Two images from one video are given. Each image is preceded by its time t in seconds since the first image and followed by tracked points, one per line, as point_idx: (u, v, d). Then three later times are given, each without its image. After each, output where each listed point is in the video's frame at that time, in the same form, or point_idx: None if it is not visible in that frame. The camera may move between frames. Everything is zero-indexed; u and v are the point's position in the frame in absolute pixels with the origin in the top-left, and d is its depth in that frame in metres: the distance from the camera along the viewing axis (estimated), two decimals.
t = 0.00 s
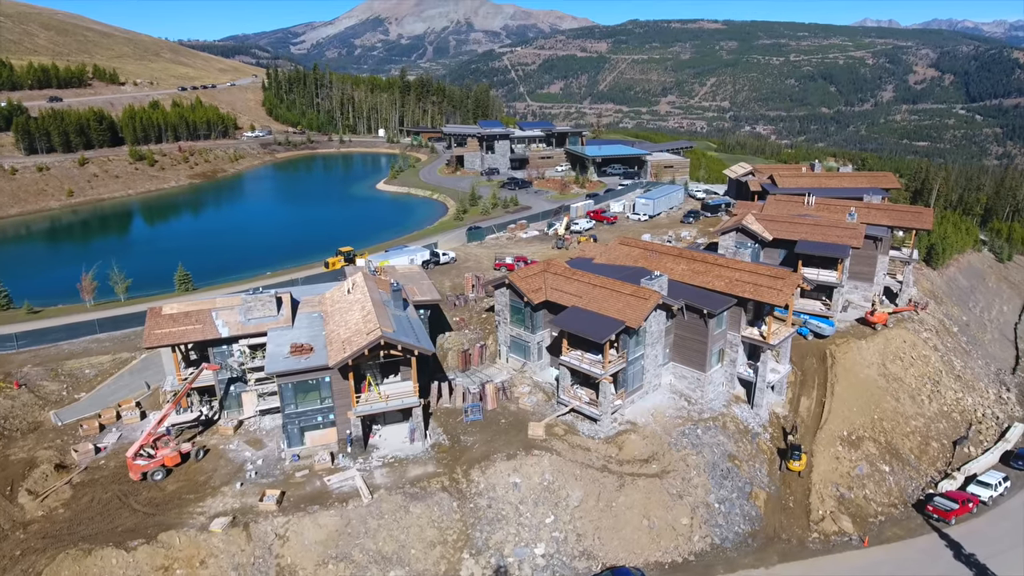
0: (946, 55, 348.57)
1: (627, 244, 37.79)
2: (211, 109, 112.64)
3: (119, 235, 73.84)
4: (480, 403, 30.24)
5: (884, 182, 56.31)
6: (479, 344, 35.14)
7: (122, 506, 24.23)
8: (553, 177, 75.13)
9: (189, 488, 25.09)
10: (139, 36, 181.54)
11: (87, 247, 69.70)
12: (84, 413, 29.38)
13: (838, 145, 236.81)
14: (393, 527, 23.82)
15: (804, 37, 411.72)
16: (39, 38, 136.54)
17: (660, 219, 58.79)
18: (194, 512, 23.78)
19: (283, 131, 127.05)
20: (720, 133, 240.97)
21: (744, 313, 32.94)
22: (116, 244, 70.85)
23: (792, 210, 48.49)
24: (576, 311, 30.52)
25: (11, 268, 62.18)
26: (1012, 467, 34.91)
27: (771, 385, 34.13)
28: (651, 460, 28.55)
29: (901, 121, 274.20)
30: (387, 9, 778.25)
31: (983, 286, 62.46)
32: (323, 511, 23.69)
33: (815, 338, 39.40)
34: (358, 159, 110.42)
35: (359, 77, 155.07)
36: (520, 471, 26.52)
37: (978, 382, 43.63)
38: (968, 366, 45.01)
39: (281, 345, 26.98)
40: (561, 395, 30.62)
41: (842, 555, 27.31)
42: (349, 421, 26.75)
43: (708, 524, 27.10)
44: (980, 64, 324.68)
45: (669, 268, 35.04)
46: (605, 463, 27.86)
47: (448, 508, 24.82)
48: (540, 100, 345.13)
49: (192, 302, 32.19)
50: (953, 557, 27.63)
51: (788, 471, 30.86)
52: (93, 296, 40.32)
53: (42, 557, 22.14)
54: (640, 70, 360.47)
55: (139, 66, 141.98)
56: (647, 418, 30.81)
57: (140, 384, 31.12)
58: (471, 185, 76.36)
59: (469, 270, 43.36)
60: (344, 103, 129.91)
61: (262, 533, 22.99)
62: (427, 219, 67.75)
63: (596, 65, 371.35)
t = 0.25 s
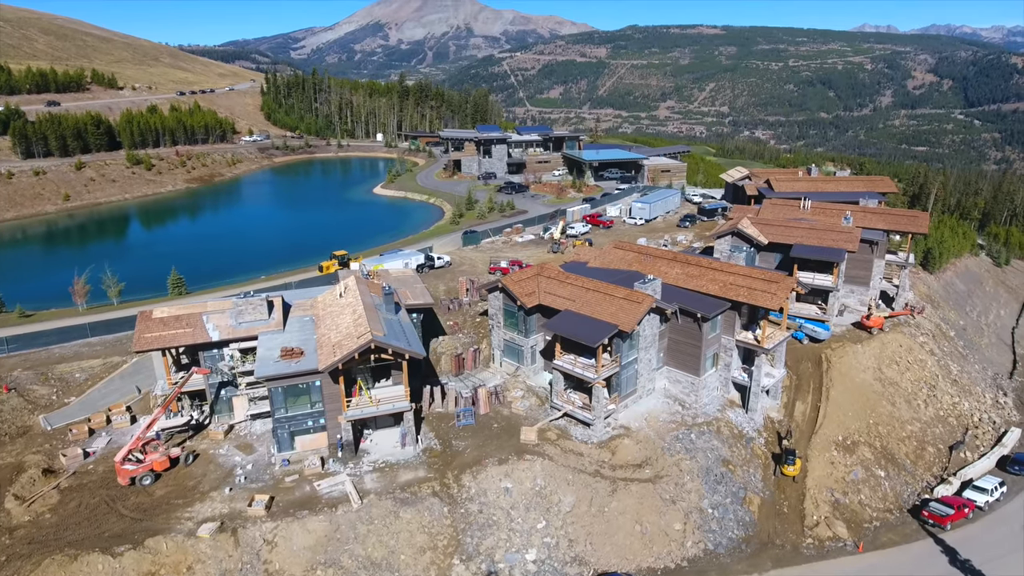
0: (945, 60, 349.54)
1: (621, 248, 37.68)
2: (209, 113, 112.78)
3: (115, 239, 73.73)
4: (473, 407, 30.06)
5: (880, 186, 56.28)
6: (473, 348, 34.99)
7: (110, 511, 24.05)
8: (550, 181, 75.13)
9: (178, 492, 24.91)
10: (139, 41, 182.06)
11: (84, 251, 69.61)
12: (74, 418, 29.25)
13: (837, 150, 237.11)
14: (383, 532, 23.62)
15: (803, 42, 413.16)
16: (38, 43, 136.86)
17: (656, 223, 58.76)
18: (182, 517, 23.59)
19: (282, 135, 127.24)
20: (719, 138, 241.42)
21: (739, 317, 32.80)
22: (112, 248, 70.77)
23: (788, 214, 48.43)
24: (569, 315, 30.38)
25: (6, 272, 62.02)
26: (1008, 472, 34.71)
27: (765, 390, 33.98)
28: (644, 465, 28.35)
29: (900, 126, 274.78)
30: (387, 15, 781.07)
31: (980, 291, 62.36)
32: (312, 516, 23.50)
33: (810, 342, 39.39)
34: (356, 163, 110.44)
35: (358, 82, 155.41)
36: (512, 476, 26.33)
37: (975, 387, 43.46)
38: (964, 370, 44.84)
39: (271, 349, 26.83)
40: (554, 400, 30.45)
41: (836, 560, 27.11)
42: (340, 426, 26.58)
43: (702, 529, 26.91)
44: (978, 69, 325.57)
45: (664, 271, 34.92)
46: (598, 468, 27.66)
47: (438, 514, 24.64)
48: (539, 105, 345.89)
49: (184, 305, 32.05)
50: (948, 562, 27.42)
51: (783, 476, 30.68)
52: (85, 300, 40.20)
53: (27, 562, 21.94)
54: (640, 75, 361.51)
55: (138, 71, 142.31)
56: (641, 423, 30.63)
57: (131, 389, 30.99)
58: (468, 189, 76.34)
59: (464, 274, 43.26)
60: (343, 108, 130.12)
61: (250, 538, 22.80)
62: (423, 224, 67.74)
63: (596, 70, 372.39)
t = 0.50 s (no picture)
0: (943, 66, 350.41)
1: (616, 252, 37.55)
2: (207, 117, 112.92)
3: (112, 243, 73.65)
4: (465, 411, 29.89)
5: (877, 190, 56.20)
6: (467, 352, 34.84)
7: (97, 515, 23.86)
8: (547, 185, 75.10)
9: (167, 497, 24.73)
10: (139, 46, 182.52)
11: (81, 254, 69.52)
12: (64, 422, 29.07)
13: (836, 155, 237.37)
14: (373, 537, 23.41)
15: (802, 48, 414.45)
16: (38, 48, 137.20)
17: (653, 227, 58.68)
18: (171, 522, 23.40)
19: (281, 140, 127.45)
20: (718, 142, 241.74)
21: (733, 321, 32.64)
22: (110, 252, 70.71)
23: (784, 218, 48.35)
24: (563, 318, 30.24)
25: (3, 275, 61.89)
26: (1005, 477, 34.49)
27: (761, 394, 33.81)
28: (638, 469, 28.13)
29: (899, 131, 275.22)
30: (387, 20, 783.94)
31: (978, 295, 62.21)
32: (302, 521, 23.29)
33: (807, 346, 39.17)
34: (354, 167, 110.50)
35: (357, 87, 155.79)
36: (504, 481, 26.13)
37: (972, 391, 43.25)
38: (962, 375, 44.64)
39: (262, 353, 26.68)
40: (547, 404, 30.27)
41: (831, 567, 26.88)
42: (331, 430, 26.41)
43: (695, 535, 26.70)
44: (977, 74, 326.29)
45: (658, 275, 34.78)
46: (591, 473, 27.45)
47: (429, 519, 24.44)
48: (539, 110, 346.59)
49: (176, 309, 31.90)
50: (944, 568, 27.18)
51: (778, 481, 30.47)
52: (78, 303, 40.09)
53: (12, 567, 21.74)
54: (639, 81, 362.37)
55: (137, 75, 142.62)
56: (635, 427, 30.44)
57: (123, 392, 30.84)
58: (465, 193, 76.28)
59: (459, 277, 43.15)
60: (342, 113, 130.33)
61: (238, 544, 22.59)
62: (420, 228, 67.70)
63: (595, 75, 373.20)
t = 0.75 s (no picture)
0: (943, 71, 350.95)
1: (611, 256, 37.44)
2: (207, 122, 113.18)
3: (111, 247, 73.70)
4: (459, 417, 29.71)
5: (876, 195, 56.07)
6: (462, 356, 34.67)
7: (86, 521, 23.71)
8: (545, 190, 75.07)
9: (156, 503, 24.57)
10: (140, 51, 183.15)
11: (79, 259, 69.47)
12: (55, 426, 28.98)
13: (837, 160, 237.49)
14: (363, 543, 23.24)
15: (802, 53, 415.52)
16: (38, 53, 137.70)
17: (650, 231, 58.60)
18: (160, 528, 23.24)
19: (280, 144, 127.57)
20: (718, 148, 241.87)
21: (729, 326, 32.49)
22: (108, 257, 70.69)
23: (781, 222, 48.26)
24: (557, 323, 30.12)
25: None
26: (1003, 483, 34.28)
27: (757, 399, 33.62)
28: (632, 475, 27.93)
29: (899, 136, 275.36)
30: (389, 26, 787.23)
31: (977, 300, 62.02)
32: (292, 527, 23.14)
33: (803, 350, 38.95)
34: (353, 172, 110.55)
35: (358, 92, 156.30)
36: (496, 486, 25.94)
37: (970, 397, 43.01)
38: (960, 380, 44.42)
39: (253, 357, 26.54)
40: (542, 409, 30.12)
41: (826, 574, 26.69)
42: (322, 435, 26.25)
43: (690, 541, 26.51)
44: (977, 80, 326.80)
45: (653, 279, 34.66)
46: (584, 478, 27.25)
47: (420, 525, 24.26)
48: (540, 115, 347.29)
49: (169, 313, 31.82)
50: None
51: (773, 487, 30.29)
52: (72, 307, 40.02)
53: None
54: (640, 86, 363.07)
55: (137, 80, 143.04)
56: (630, 432, 30.27)
57: (115, 397, 30.74)
58: (463, 198, 76.29)
59: (455, 282, 43.07)
60: (342, 117, 130.58)
61: (228, 550, 22.41)
62: (417, 232, 67.67)
63: (596, 80, 374.05)
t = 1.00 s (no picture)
0: (943, 76, 351.60)
1: (606, 261, 37.33)
2: (205, 127, 113.37)
3: (108, 252, 73.62)
4: (451, 422, 29.54)
5: (873, 200, 56.00)
6: (455, 362, 34.53)
7: (74, 528, 23.54)
8: (543, 195, 75.02)
9: (145, 509, 24.40)
10: (141, 56, 183.68)
11: (76, 264, 69.34)
12: (45, 432, 28.85)
13: (836, 165, 237.64)
14: (353, 550, 23.05)
15: (801, 58, 416.56)
16: (38, 58, 138.06)
17: (647, 236, 58.53)
18: (148, 535, 23.06)
19: (279, 149, 127.70)
20: (717, 153, 242.06)
21: (723, 331, 32.35)
22: (105, 261, 70.57)
23: (778, 227, 48.15)
24: (550, 328, 29.99)
25: None
26: (1000, 489, 34.09)
27: (752, 405, 33.47)
28: (625, 481, 27.74)
29: (899, 141, 275.69)
30: (389, 31, 789.88)
31: (975, 305, 61.87)
32: (281, 534, 22.96)
33: (799, 356, 38.78)
34: (352, 177, 110.59)
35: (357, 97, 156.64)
36: (488, 493, 25.77)
37: (967, 402, 42.82)
38: (958, 385, 44.23)
39: (244, 362, 26.42)
40: (535, 415, 29.95)
41: None
42: (313, 441, 26.07)
43: (683, 548, 26.31)
44: (976, 85, 327.45)
45: (648, 284, 34.54)
46: (577, 484, 27.05)
47: (411, 531, 24.07)
48: (540, 120, 347.86)
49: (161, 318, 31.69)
50: None
51: (768, 493, 30.10)
52: (66, 312, 39.90)
53: None
54: (639, 91, 363.87)
55: (136, 85, 143.31)
56: (623, 438, 30.08)
57: (106, 402, 30.64)
58: (460, 203, 76.22)
59: (450, 287, 42.97)
60: (340, 122, 130.79)
61: (216, 557, 22.23)
62: (414, 237, 67.63)
63: (595, 85, 374.90)
